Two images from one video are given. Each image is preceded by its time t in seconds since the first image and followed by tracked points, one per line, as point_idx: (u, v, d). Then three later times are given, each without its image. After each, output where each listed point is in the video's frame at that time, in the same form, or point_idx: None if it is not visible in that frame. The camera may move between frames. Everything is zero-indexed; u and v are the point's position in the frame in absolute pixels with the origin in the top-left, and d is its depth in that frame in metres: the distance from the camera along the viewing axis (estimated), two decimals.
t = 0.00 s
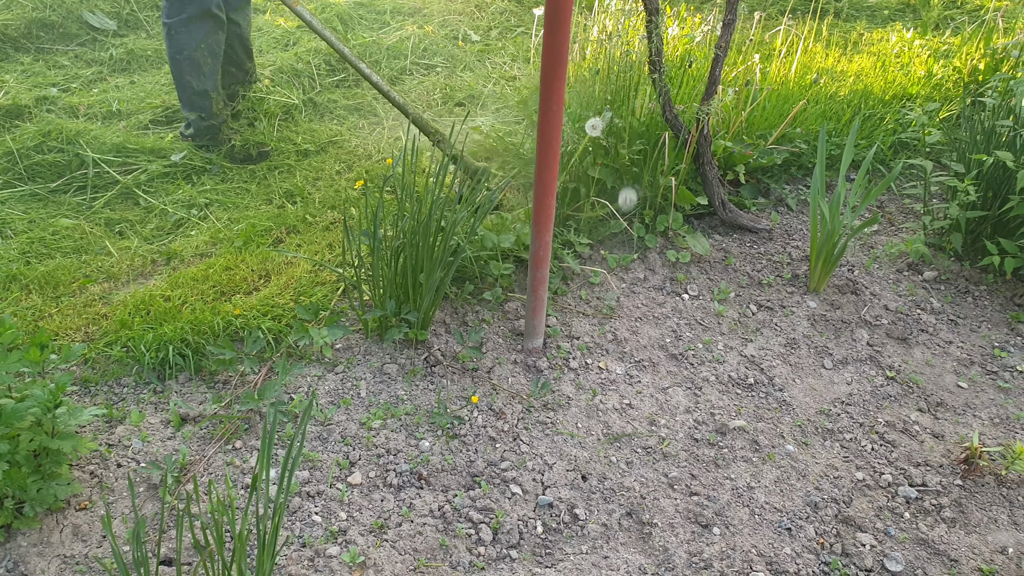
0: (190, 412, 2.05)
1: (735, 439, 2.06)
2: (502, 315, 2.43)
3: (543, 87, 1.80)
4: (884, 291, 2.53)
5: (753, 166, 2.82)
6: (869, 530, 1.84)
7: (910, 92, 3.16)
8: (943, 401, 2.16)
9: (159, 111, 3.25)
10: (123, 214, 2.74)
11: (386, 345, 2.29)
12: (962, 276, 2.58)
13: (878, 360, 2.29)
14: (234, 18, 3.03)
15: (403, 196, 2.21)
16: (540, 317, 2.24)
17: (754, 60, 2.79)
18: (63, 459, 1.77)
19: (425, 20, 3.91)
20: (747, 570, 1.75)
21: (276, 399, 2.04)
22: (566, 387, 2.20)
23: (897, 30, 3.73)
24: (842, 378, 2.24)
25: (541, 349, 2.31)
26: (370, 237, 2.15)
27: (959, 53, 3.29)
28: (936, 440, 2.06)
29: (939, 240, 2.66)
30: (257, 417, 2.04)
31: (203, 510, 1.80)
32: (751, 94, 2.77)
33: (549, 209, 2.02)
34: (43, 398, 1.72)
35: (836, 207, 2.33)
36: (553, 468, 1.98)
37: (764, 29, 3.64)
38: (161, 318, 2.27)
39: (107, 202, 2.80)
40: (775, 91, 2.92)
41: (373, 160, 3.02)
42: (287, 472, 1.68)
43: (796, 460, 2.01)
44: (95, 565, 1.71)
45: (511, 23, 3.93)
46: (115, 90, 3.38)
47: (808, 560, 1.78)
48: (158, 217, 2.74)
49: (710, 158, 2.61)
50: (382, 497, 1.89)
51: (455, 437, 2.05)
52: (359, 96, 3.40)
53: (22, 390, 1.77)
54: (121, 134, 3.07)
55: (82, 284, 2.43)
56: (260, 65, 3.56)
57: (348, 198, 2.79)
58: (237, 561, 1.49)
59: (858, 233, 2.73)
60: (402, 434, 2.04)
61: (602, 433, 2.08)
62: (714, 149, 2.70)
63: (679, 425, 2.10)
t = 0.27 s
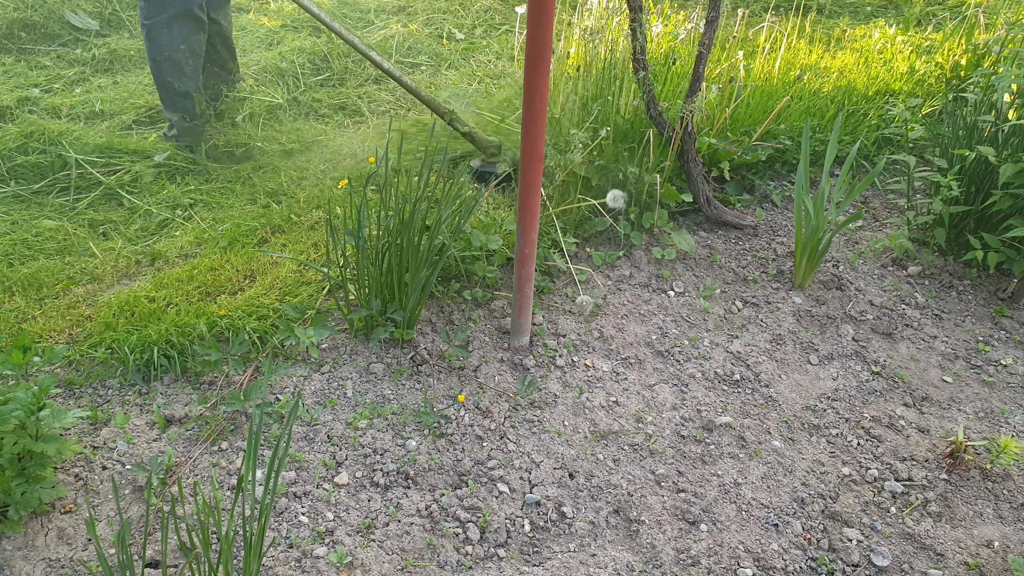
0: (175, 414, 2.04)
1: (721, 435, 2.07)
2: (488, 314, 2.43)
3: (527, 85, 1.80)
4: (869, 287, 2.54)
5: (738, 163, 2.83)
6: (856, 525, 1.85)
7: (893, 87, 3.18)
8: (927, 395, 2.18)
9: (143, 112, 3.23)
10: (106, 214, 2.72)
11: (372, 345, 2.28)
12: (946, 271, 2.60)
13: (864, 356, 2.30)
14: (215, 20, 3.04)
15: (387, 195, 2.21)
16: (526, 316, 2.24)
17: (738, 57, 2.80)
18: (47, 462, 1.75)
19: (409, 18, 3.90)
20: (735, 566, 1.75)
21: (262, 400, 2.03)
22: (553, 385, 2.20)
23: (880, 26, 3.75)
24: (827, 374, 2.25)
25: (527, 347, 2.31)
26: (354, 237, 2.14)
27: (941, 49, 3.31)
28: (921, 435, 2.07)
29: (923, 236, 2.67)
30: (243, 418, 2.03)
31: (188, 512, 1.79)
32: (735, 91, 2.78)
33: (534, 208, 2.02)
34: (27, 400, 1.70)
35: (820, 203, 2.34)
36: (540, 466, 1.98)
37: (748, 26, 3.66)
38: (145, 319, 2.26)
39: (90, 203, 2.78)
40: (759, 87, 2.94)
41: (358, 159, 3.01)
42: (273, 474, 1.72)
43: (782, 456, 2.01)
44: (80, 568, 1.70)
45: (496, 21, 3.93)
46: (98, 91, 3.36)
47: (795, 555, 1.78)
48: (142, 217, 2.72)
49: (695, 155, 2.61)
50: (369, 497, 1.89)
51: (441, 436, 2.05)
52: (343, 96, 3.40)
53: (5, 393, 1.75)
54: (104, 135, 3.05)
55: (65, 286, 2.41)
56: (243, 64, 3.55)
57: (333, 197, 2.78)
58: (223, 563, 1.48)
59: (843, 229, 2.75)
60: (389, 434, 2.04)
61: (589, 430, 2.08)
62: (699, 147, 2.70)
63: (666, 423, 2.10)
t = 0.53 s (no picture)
0: (174, 414, 2.05)
1: (719, 437, 2.07)
2: (486, 315, 2.44)
3: (525, 86, 1.80)
4: (867, 288, 2.55)
5: (735, 165, 2.83)
6: (854, 527, 1.85)
7: (891, 89, 3.18)
8: (926, 397, 2.18)
9: (142, 114, 3.24)
10: (106, 215, 2.73)
11: (370, 345, 2.29)
12: (945, 272, 2.60)
13: (862, 358, 2.31)
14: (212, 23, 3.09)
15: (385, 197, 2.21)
16: (524, 317, 2.24)
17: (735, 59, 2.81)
18: (48, 461, 1.76)
19: (407, 19, 3.91)
20: (733, 568, 1.75)
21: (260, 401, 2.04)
22: (550, 386, 2.21)
23: (878, 27, 3.75)
24: (825, 376, 2.25)
25: (525, 348, 2.31)
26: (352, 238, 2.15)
27: (939, 51, 3.32)
28: (919, 437, 2.07)
29: (921, 237, 2.68)
30: (242, 418, 2.04)
31: (188, 512, 1.80)
32: (733, 92, 2.78)
33: (531, 209, 2.03)
34: (27, 400, 1.70)
35: (818, 205, 2.34)
36: (538, 467, 1.99)
37: (745, 28, 3.67)
38: (144, 320, 2.27)
39: (90, 204, 2.79)
40: (756, 89, 2.94)
41: (356, 160, 3.03)
42: (271, 474, 1.72)
43: (780, 458, 2.02)
44: (80, 568, 1.70)
45: (492, 22, 3.94)
46: (97, 92, 3.36)
47: (794, 557, 1.79)
48: (142, 218, 2.73)
49: (692, 156, 2.62)
50: (367, 498, 1.89)
51: (439, 437, 2.05)
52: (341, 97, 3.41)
53: (6, 393, 1.76)
54: (102, 137, 3.06)
55: (65, 286, 2.42)
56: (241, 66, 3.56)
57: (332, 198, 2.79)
58: (223, 562, 1.48)
59: (841, 231, 2.75)
60: (387, 434, 2.05)
61: (586, 431, 2.08)
62: (696, 148, 2.71)
63: (664, 424, 2.11)
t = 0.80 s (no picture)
0: (181, 411, 2.06)
1: (723, 438, 2.07)
2: (490, 314, 2.44)
3: (531, 86, 1.81)
4: (873, 291, 2.54)
5: (741, 166, 2.83)
6: (859, 529, 1.85)
7: (897, 91, 3.18)
8: (932, 400, 2.17)
9: (150, 112, 3.26)
10: (113, 213, 2.75)
11: (375, 344, 2.30)
12: (952, 275, 2.59)
13: (867, 360, 2.30)
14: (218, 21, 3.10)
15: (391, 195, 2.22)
16: (529, 316, 2.24)
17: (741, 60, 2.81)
18: (56, 456, 1.77)
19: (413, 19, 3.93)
20: (737, 569, 1.75)
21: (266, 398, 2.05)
22: (555, 386, 2.21)
23: (885, 29, 3.75)
24: (831, 378, 2.25)
25: (529, 348, 2.32)
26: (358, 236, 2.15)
27: (946, 53, 3.31)
28: (924, 440, 2.07)
29: (927, 240, 2.67)
30: (247, 415, 2.05)
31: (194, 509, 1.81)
32: (739, 93, 2.78)
33: (537, 208, 2.03)
34: (36, 396, 1.72)
35: (824, 207, 2.34)
36: (542, 467, 1.99)
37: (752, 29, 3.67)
38: (151, 317, 2.28)
39: (97, 202, 2.81)
40: (762, 90, 2.94)
41: (362, 160, 3.04)
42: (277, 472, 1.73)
43: (785, 460, 2.02)
44: (87, 563, 1.72)
45: (498, 23, 3.95)
46: (106, 91, 3.39)
47: (798, 559, 1.78)
48: (149, 215, 2.75)
49: (698, 157, 2.62)
50: (372, 496, 1.90)
51: (444, 435, 2.06)
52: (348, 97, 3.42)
53: (16, 388, 1.77)
54: (110, 135, 3.08)
55: (73, 283, 2.43)
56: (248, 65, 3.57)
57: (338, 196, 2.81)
58: (229, 558, 1.49)
59: (846, 233, 2.75)
60: (392, 433, 2.05)
61: (590, 431, 2.09)
62: (702, 149, 2.71)
63: (668, 425, 2.11)
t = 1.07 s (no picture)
0: (186, 410, 2.06)
1: (728, 441, 2.07)
2: (495, 316, 2.45)
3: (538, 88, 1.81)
4: (878, 294, 2.54)
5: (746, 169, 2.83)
6: (863, 533, 1.85)
7: (903, 94, 3.17)
8: (937, 404, 2.17)
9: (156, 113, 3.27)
10: (119, 213, 2.76)
11: (380, 345, 2.30)
12: (957, 279, 2.59)
13: (872, 363, 2.30)
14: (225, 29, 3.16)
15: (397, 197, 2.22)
16: (534, 318, 2.24)
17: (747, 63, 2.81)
18: (61, 455, 1.77)
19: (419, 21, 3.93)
20: (741, 572, 1.75)
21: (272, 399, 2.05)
22: (560, 388, 2.21)
23: (891, 33, 3.74)
24: (836, 381, 2.24)
25: (534, 349, 2.32)
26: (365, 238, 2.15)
27: (952, 56, 3.30)
28: (930, 444, 2.06)
29: (933, 244, 2.67)
30: (253, 415, 2.06)
31: (199, 508, 1.81)
32: (745, 96, 2.78)
33: (542, 210, 2.03)
34: (43, 395, 1.72)
35: (830, 210, 2.33)
36: (547, 469, 1.99)
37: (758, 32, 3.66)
38: (157, 317, 2.29)
39: (104, 201, 2.81)
40: (768, 93, 2.94)
41: (368, 161, 3.04)
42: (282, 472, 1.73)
43: (790, 463, 2.01)
44: (93, 562, 1.72)
45: (504, 25, 3.95)
46: (112, 91, 3.39)
47: (802, 562, 1.78)
48: (155, 216, 2.75)
49: (703, 160, 2.62)
50: (377, 496, 1.90)
51: (449, 437, 2.06)
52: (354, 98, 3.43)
53: (23, 387, 1.78)
54: (117, 135, 3.09)
55: (79, 282, 2.44)
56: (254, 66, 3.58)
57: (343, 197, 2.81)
58: (234, 558, 1.49)
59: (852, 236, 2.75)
60: (397, 434, 2.05)
61: (595, 433, 2.09)
62: (707, 152, 2.71)
63: (673, 427, 2.11)
